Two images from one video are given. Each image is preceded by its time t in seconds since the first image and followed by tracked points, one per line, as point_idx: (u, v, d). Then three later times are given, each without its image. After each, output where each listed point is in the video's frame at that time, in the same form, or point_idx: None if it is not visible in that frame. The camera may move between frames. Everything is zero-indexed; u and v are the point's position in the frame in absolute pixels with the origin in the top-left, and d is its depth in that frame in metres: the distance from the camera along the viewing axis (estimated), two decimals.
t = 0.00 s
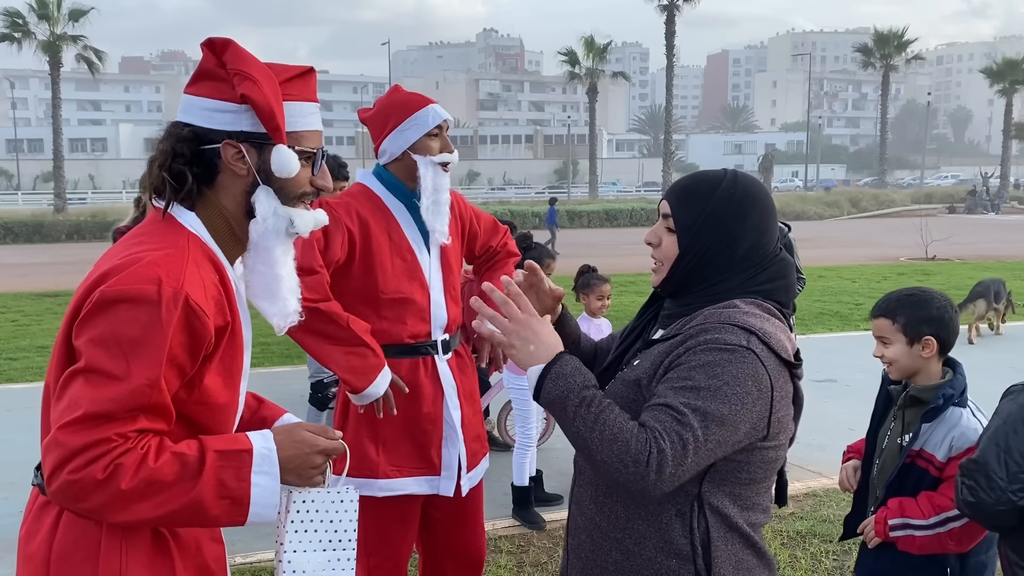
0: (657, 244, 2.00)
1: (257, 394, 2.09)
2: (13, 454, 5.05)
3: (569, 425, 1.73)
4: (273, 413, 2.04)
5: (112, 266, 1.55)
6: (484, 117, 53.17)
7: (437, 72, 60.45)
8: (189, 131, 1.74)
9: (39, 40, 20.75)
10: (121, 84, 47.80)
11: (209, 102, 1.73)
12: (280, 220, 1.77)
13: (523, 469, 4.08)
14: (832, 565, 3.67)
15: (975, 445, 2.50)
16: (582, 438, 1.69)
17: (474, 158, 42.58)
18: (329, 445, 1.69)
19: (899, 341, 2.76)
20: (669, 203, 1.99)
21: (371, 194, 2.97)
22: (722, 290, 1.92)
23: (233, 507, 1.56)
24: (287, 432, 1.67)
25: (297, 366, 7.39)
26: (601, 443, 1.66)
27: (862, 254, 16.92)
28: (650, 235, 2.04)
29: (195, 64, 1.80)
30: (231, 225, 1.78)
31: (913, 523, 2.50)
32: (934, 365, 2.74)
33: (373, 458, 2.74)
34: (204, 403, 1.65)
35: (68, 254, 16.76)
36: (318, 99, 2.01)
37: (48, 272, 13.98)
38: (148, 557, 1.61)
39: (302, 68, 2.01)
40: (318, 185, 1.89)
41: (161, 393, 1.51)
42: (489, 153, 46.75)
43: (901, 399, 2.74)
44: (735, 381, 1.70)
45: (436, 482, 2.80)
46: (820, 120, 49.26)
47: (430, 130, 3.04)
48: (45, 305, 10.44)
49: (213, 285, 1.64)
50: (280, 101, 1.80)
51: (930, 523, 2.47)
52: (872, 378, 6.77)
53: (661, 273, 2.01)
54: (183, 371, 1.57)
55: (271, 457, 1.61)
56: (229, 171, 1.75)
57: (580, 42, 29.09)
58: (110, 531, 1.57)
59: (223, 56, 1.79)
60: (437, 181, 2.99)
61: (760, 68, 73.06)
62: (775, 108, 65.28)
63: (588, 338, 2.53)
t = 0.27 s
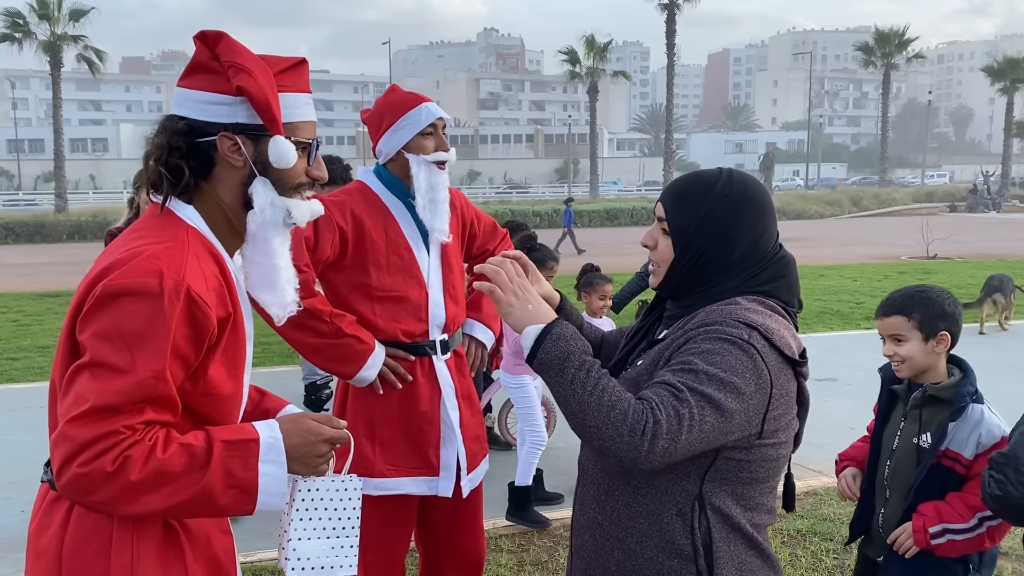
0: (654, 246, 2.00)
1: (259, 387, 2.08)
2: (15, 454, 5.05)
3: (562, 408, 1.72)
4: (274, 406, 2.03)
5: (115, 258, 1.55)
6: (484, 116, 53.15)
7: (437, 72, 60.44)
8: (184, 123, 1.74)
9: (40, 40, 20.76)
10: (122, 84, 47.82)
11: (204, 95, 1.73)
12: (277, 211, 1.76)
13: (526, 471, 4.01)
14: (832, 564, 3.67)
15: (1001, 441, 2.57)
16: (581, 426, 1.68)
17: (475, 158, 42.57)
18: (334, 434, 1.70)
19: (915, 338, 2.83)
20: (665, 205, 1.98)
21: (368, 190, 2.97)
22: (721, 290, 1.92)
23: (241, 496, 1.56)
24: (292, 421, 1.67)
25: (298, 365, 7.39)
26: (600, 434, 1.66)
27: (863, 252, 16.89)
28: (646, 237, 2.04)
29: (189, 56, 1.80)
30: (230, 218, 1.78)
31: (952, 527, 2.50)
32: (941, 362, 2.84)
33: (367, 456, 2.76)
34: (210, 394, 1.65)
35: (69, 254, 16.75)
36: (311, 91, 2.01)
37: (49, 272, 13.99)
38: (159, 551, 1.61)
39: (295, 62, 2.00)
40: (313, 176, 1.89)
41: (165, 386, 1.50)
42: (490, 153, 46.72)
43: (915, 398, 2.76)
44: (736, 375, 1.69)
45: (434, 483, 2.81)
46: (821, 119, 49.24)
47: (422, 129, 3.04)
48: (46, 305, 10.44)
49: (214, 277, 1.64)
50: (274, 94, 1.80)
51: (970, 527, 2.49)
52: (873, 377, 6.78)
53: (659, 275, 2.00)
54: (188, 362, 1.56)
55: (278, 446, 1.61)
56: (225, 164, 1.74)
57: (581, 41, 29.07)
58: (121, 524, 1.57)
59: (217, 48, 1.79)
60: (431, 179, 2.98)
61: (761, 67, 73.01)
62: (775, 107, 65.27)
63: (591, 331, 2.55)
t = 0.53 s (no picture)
0: (654, 247, 2.02)
1: (262, 381, 2.10)
2: (17, 454, 5.07)
3: (568, 407, 1.69)
4: (277, 401, 2.04)
5: (117, 254, 1.56)
6: (485, 116, 53.12)
7: (438, 72, 60.43)
8: (175, 119, 1.76)
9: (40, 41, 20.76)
10: (123, 85, 47.82)
11: (194, 90, 1.74)
12: (267, 206, 1.78)
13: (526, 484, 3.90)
14: (834, 563, 3.67)
15: (991, 429, 2.75)
16: (591, 418, 1.65)
17: (476, 157, 42.54)
18: (337, 421, 1.70)
19: (902, 332, 2.90)
20: (665, 206, 1.99)
21: (368, 190, 3.00)
22: (724, 290, 1.92)
23: (246, 486, 1.57)
24: (294, 410, 1.68)
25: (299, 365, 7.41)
26: (599, 431, 1.65)
27: (864, 252, 16.89)
28: (646, 240, 2.05)
29: (180, 52, 1.81)
30: (223, 212, 1.80)
31: (964, 521, 2.66)
32: (922, 360, 2.93)
33: (364, 455, 2.78)
34: (212, 388, 1.66)
35: (70, 255, 16.75)
36: (304, 85, 2.01)
37: (51, 272, 13.99)
38: (168, 545, 1.62)
39: (286, 56, 2.01)
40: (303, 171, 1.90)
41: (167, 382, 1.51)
42: (491, 152, 46.68)
43: (900, 396, 2.89)
44: (735, 375, 1.70)
45: (430, 482, 2.82)
46: (822, 118, 49.20)
47: (428, 126, 3.04)
48: (48, 305, 10.45)
49: (212, 271, 1.66)
50: (263, 88, 1.81)
51: (976, 518, 2.67)
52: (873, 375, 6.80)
53: (660, 276, 2.01)
54: (188, 356, 1.57)
55: (281, 435, 1.62)
56: (215, 158, 1.77)
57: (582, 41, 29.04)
58: (129, 519, 1.58)
59: (207, 44, 1.79)
60: (435, 175, 2.99)
61: (762, 66, 72.97)
62: (776, 106, 65.23)
63: (603, 330, 2.54)
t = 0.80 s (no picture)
0: (652, 246, 2.02)
1: (262, 382, 2.09)
2: (18, 453, 5.08)
3: (562, 403, 1.70)
4: (276, 400, 2.04)
5: (117, 251, 1.56)
6: (486, 115, 53.11)
7: (438, 71, 60.41)
8: (175, 117, 1.76)
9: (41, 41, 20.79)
10: (124, 85, 47.84)
11: (195, 89, 1.75)
12: (259, 207, 1.78)
13: (525, 487, 3.89)
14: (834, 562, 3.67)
15: (964, 425, 2.72)
16: (582, 415, 1.66)
17: (476, 156, 42.52)
18: (335, 418, 1.71)
19: (885, 328, 2.92)
20: (663, 205, 1.99)
21: (369, 192, 3.04)
22: (723, 289, 1.92)
23: (246, 483, 1.57)
24: (294, 407, 1.68)
25: (299, 364, 7.41)
26: (596, 427, 1.65)
27: (864, 251, 16.89)
28: (645, 239, 2.05)
29: (183, 52, 1.82)
30: (219, 208, 1.81)
31: (925, 516, 2.66)
32: (905, 355, 2.94)
33: (364, 454, 2.79)
34: (211, 386, 1.66)
35: (71, 255, 16.76)
36: (305, 88, 2.01)
37: (52, 272, 14.01)
38: (170, 542, 1.62)
39: (288, 58, 2.01)
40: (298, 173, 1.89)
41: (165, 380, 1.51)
42: (492, 152, 46.66)
43: (879, 388, 2.88)
44: (733, 374, 1.70)
45: (432, 482, 2.81)
46: (824, 118, 49.18)
47: (413, 126, 3.03)
48: (49, 305, 10.46)
49: (209, 269, 1.66)
50: (261, 89, 1.81)
51: (940, 514, 2.66)
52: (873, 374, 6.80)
53: (659, 275, 2.02)
54: (187, 354, 1.57)
55: (280, 433, 1.62)
56: (212, 158, 1.78)
57: (582, 40, 29.05)
58: (130, 517, 1.58)
59: (210, 43, 1.80)
60: (420, 178, 2.96)
61: (763, 66, 72.96)
62: (777, 105, 65.17)
63: (605, 333, 2.53)
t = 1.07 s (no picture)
0: (651, 249, 2.01)
1: (258, 381, 2.09)
2: (19, 453, 5.08)
3: (553, 409, 1.70)
4: (273, 399, 2.03)
5: (117, 253, 1.56)
6: (487, 115, 53.11)
7: (439, 71, 60.42)
8: (193, 119, 1.76)
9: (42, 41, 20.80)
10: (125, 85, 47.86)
11: (218, 95, 1.75)
12: (261, 224, 1.76)
13: (525, 487, 3.91)
14: (835, 561, 3.66)
15: (949, 426, 2.70)
16: (571, 426, 1.67)
17: (477, 156, 42.51)
18: (335, 415, 1.71)
19: (884, 327, 2.92)
20: (660, 206, 1.99)
21: (368, 194, 3.03)
22: (719, 290, 1.92)
23: (245, 482, 1.58)
24: (292, 406, 1.68)
25: (301, 364, 7.42)
26: (591, 433, 1.65)
27: (865, 250, 16.91)
28: (643, 241, 2.04)
29: (213, 57, 1.81)
30: (223, 213, 1.79)
31: (898, 516, 2.69)
32: (904, 354, 2.93)
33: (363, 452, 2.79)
34: (208, 390, 1.66)
35: (72, 255, 16.77)
36: (329, 110, 2.01)
37: (53, 272, 14.02)
38: (167, 545, 1.62)
39: (315, 79, 2.01)
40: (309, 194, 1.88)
41: (165, 391, 1.51)
42: (492, 152, 46.64)
43: (872, 385, 2.90)
44: (728, 380, 1.70)
45: (429, 483, 2.81)
46: (825, 117, 49.16)
47: (407, 127, 3.02)
48: (50, 305, 10.47)
49: (209, 273, 1.65)
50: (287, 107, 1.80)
51: (916, 514, 2.66)
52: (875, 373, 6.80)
53: (658, 277, 2.02)
54: (185, 359, 1.57)
55: (278, 431, 1.62)
56: (222, 165, 1.76)
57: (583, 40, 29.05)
58: (127, 519, 1.58)
59: (243, 51, 1.79)
60: (412, 178, 2.94)
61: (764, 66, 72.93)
62: (778, 104, 65.13)
63: (619, 340, 2.59)
